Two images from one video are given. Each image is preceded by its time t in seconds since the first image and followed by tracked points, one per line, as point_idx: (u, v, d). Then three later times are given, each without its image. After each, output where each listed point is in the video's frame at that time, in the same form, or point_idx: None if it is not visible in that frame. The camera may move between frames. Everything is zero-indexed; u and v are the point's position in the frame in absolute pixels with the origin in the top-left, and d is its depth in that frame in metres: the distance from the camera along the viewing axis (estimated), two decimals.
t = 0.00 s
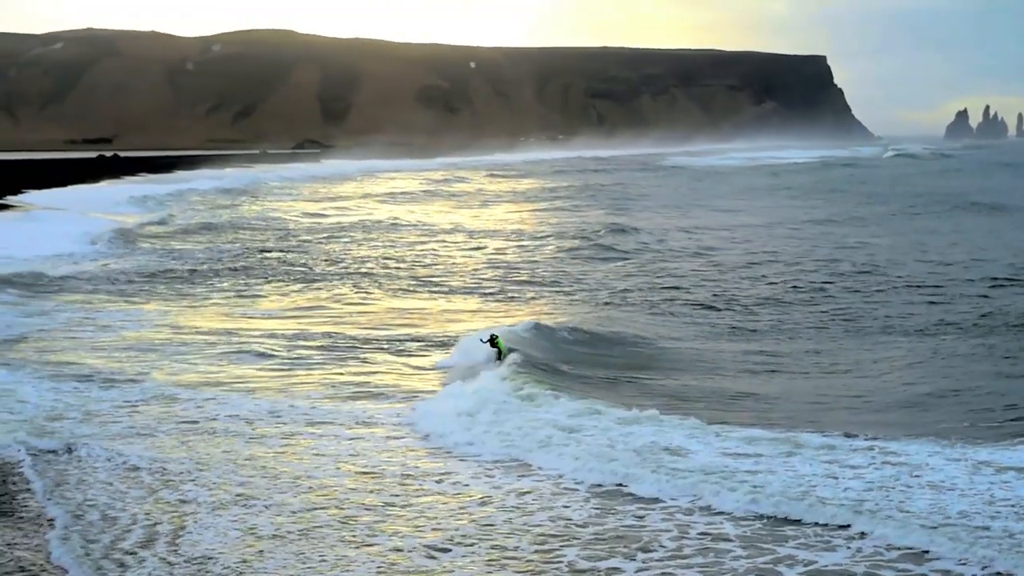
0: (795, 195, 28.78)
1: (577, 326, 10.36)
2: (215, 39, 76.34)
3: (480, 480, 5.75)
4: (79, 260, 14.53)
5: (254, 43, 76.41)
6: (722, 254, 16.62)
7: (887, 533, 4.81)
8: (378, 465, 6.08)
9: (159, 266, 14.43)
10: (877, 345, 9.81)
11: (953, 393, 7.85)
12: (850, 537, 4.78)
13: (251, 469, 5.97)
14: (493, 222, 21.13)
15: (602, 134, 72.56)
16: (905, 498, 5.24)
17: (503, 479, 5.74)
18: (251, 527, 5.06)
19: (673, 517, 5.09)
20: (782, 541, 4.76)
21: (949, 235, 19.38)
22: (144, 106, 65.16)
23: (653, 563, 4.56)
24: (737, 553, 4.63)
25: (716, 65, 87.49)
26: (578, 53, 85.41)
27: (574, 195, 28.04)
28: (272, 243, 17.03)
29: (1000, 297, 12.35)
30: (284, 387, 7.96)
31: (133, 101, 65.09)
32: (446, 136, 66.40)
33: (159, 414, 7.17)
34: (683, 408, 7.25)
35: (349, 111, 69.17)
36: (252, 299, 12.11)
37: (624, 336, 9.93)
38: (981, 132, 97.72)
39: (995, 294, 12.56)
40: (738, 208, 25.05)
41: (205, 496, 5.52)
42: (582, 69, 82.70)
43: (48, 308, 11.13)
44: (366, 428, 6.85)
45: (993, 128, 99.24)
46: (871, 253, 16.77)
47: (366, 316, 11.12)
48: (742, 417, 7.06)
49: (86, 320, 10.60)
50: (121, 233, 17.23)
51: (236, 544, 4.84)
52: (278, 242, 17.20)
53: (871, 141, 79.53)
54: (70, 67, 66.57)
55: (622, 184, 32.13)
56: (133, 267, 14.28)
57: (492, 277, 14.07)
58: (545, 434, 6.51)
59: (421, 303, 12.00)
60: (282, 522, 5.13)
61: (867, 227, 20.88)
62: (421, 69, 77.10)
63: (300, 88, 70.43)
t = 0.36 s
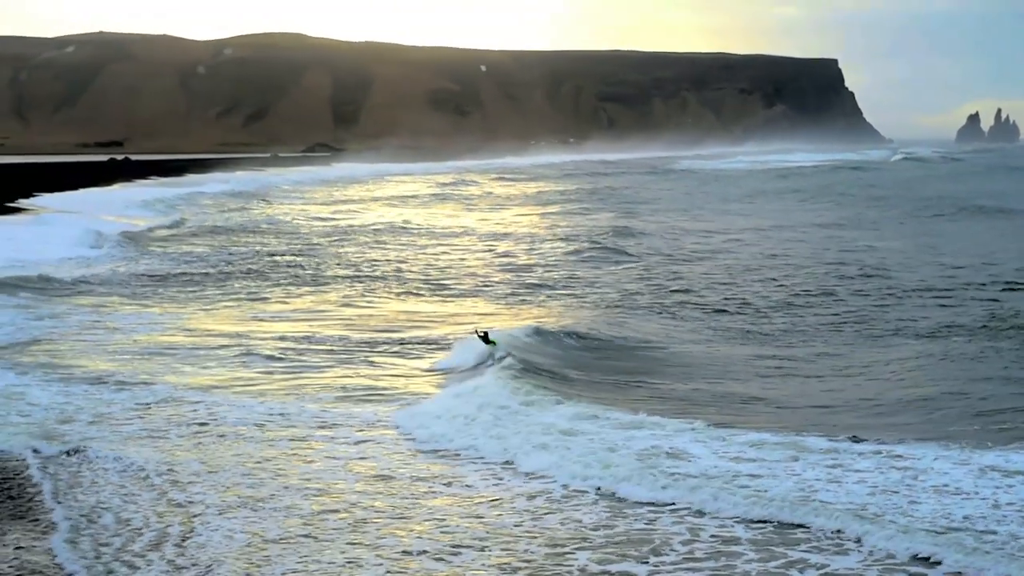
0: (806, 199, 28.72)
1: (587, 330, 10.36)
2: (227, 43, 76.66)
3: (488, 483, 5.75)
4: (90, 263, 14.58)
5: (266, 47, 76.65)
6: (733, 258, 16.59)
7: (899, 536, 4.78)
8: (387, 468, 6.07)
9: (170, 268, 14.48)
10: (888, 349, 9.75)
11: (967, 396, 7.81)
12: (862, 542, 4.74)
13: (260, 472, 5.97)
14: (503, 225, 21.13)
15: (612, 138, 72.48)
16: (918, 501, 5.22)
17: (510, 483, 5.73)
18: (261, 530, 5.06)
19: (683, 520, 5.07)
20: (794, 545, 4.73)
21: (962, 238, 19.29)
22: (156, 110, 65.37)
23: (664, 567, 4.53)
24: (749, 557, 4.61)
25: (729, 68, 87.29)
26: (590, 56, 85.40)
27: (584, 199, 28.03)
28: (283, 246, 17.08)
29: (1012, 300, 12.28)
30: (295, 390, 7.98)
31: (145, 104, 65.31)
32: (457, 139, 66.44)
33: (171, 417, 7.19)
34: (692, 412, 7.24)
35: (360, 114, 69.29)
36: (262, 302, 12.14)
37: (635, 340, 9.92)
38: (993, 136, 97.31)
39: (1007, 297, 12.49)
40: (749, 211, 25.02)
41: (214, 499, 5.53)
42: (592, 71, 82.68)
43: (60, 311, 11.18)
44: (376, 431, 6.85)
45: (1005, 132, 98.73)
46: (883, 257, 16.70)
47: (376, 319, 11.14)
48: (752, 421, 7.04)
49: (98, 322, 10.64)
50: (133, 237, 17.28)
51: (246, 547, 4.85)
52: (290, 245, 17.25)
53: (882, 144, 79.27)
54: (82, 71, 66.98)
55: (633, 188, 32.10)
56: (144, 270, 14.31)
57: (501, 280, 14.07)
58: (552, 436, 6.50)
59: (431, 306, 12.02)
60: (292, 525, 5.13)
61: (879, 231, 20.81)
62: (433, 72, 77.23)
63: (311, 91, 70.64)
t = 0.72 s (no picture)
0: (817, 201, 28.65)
1: (596, 333, 10.35)
2: (238, 46, 76.95)
3: (496, 485, 5.74)
4: (101, 265, 14.64)
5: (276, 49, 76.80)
6: (744, 260, 16.56)
7: (909, 539, 4.77)
8: (395, 470, 6.06)
9: (180, 270, 14.53)
10: (898, 351, 9.71)
11: (980, 398, 7.77)
12: (873, 545, 4.72)
13: (269, 473, 5.98)
14: (512, 227, 21.15)
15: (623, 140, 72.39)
16: (931, 504, 5.19)
17: (518, 485, 5.72)
18: (270, 532, 5.07)
19: (693, 522, 5.06)
20: (805, 548, 4.71)
21: (974, 241, 19.21)
22: (167, 113, 65.57)
23: (674, 569, 4.52)
24: (760, 559, 4.59)
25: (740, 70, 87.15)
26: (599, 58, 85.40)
27: (593, 201, 28.03)
28: (293, 249, 17.13)
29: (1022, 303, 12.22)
30: (305, 391, 8.00)
31: (156, 107, 65.59)
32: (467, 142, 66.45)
33: (181, 419, 7.21)
34: (701, 415, 7.22)
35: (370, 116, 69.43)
36: (272, 304, 12.17)
37: (643, 343, 9.91)
38: (1005, 139, 96.92)
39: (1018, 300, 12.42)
40: (759, 213, 24.98)
41: (224, 500, 5.53)
42: (602, 74, 82.69)
43: (71, 313, 11.21)
44: (384, 432, 6.85)
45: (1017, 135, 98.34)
46: (894, 259, 16.64)
47: (386, 321, 11.15)
48: (761, 423, 7.01)
49: (109, 324, 10.69)
50: (144, 239, 17.35)
51: (255, 548, 4.85)
52: (300, 248, 17.28)
53: (893, 147, 79.05)
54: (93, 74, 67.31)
55: (643, 190, 32.06)
56: (155, 272, 14.36)
57: (510, 282, 14.08)
58: (560, 438, 6.49)
59: (440, 308, 12.03)
60: (301, 527, 5.14)
61: (891, 233, 20.75)
62: (443, 74, 77.37)
63: (322, 93, 70.83)
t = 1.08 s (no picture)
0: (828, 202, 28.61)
1: (606, 334, 10.34)
2: (250, 47, 77.22)
3: (505, 485, 5.73)
4: (113, 265, 14.71)
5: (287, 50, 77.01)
6: (755, 260, 16.53)
7: (922, 540, 4.73)
8: (404, 470, 6.06)
9: (192, 271, 14.59)
10: (909, 351, 9.66)
11: (994, 399, 7.73)
12: (885, 546, 4.69)
13: (279, 473, 5.99)
14: (523, 228, 21.18)
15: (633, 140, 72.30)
16: (945, 506, 5.16)
17: (529, 484, 5.70)
18: (280, 532, 5.06)
19: (705, 522, 5.04)
20: (817, 549, 4.69)
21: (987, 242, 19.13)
22: (179, 114, 65.82)
23: (685, 570, 4.50)
24: (772, 560, 4.57)
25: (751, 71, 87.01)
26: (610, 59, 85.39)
27: (604, 202, 28.04)
28: (304, 249, 17.19)
29: None
30: (315, 392, 8.01)
31: (168, 108, 65.90)
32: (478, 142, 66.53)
33: (191, 418, 7.23)
34: (710, 415, 7.20)
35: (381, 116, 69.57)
36: (283, 304, 12.21)
37: (653, 343, 9.90)
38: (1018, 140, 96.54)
39: None
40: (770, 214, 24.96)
41: (233, 500, 5.53)
42: (612, 74, 82.67)
43: (83, 313, 11.27)
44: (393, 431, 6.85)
45: None
46: (905, 260, 16.60)
47: (396, 321, 11.18)
48: (771, 424, 6.99)
49: (121, 324, 10.75)
50: (156, 240, 17.43)
51: (266, 549, 4.85)
52: (311, 248, 17.34)
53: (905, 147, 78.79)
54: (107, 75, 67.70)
55: (654, 191, 32.07)
56: (166, 272, 14.42)
57: (520, 282, 14.09)
58: (569, 437, 6.49)
59: (450, 308, 12.06)
60: (311, 527, 5.13)
61: (902, 233, 20.71)
62: (454, 74, 77.50)
63: (333, 92, 71.02)
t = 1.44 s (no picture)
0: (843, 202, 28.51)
1: (618, 334, 10.32)
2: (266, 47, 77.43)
3: (517, 484, 5.71)
4: (127, 265, 14.77)
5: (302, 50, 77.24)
6: (768, 260, 16.48)
7: (937, 542, 4.69)
8: (416, 470, 6.05)
9: (205, 270, 14.63)
10: (924, 351, 9.59)
11: (1011, 399, 7.68)
12: (900, 548, 4.64)
13: (291, 473, 5.98)
14: (536, 228, 21.18)
15: (648, 140, 72.15)
16: (960, 506, 5.12)
17: (541, 484, 5.68)
18: (292, 532, 5.05)
19: (719, 523, 5.00)
20: (832, 550, 4.65)
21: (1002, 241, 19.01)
22: (194, 114, 66.11)
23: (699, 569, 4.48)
24: (787, 561, 4.53)
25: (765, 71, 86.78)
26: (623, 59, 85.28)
27: (618, 202, 28.00)
28: (318, 249, 17.24)
29: None
30: (327, 391, 8.01)
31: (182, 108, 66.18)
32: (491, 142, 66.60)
33: (205, 418, 7.24)
34: (722, 416, 7.16)
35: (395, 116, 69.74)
36: (296, 304, 12.24)
37: (665, 343, 9.86)
38: None
39: None
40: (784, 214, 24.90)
41: (246, 499, 5.53)
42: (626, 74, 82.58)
43: (98, 313, 11.31)
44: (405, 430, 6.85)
45: None
46: (920, 259, 16.51)
47: (408, 321, 11.18)
48: (783, 424, 6.94)
49: (137, 324, 10.79)
50: (170, 239, 17.50)
51: (279, 548, 4.84)
52: (324, 248, 17.38)
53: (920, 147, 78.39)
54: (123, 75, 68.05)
55: (667, 191, 32.02)
56: (180, 272, 14.47)
57: (533, 282, 14.09)
58: (581, 437, 6.47)
59: (463, 308, 12.06)
60: (322, 527, 5.12)
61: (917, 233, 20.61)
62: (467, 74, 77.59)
63: (347, 92, 71.22)
